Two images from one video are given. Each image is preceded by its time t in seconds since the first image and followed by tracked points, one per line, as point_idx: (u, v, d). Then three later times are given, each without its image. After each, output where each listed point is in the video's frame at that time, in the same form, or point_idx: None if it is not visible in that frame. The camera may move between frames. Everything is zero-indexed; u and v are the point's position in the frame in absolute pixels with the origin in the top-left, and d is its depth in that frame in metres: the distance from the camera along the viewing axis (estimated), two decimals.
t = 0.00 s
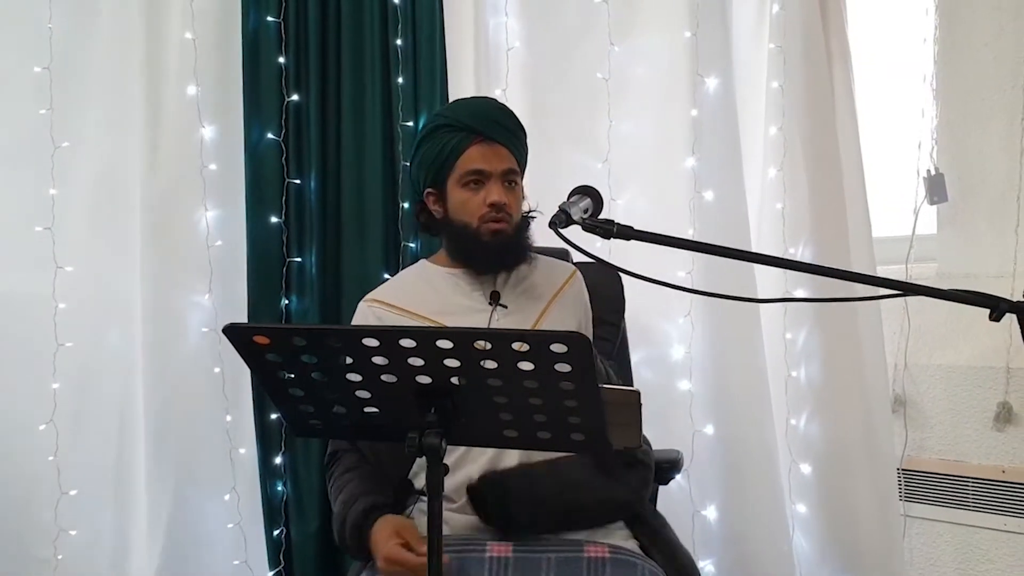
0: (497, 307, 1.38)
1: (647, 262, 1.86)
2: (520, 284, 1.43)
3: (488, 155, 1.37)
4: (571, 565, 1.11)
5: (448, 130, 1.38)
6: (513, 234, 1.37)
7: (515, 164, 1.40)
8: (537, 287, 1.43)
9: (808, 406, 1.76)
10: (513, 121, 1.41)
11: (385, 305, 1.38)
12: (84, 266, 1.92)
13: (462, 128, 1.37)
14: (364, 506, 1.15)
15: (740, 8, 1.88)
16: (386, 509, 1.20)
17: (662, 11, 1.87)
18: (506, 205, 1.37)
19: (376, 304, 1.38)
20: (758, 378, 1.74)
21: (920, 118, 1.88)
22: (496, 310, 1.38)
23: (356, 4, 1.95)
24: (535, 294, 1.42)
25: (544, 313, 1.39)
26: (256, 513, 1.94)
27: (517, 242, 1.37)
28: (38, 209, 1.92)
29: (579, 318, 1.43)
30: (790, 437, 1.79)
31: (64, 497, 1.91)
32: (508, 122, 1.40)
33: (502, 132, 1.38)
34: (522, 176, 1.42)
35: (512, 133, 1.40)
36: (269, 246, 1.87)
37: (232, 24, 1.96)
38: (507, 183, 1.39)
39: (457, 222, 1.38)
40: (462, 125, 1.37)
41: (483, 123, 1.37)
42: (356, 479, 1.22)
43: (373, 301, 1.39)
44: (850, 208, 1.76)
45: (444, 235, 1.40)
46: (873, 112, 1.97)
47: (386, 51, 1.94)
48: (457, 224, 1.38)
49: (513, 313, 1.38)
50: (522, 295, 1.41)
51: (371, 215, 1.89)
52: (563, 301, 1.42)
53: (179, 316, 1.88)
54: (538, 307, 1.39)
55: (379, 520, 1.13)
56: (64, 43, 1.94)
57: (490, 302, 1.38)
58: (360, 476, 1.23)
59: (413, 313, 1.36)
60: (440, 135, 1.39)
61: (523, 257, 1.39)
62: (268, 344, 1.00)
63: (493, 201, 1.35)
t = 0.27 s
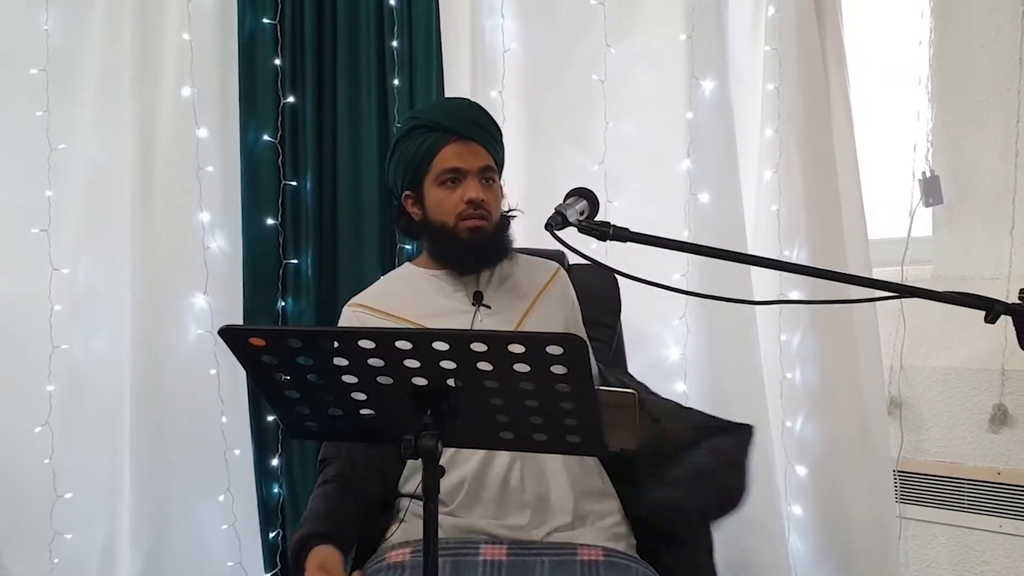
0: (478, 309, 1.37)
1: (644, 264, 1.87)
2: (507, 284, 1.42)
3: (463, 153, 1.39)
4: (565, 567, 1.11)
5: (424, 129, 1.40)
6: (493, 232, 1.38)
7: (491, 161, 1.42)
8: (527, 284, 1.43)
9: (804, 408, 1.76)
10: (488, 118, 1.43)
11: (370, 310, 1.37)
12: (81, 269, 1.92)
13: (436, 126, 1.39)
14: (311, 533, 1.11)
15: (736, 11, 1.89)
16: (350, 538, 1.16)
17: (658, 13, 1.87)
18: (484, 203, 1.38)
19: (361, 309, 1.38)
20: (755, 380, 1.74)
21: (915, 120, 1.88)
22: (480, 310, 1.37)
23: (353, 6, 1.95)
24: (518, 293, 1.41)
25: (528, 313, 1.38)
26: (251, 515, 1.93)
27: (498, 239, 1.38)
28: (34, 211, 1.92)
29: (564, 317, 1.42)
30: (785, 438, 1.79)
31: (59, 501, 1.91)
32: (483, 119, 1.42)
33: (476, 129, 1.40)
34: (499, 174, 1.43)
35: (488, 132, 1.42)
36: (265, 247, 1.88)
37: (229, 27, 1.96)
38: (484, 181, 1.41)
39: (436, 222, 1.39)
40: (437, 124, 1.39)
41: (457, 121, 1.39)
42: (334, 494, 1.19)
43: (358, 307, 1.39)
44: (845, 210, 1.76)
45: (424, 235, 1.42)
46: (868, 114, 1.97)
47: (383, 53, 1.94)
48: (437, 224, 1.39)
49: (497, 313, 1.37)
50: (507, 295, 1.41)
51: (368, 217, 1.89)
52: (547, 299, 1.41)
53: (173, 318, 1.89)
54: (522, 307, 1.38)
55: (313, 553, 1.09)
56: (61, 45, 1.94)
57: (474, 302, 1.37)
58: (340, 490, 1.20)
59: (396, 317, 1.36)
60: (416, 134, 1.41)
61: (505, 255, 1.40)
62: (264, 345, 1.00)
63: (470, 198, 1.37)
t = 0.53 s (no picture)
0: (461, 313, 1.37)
1: (640, 267, 1.87)
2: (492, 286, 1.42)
3: (434, 160, 1.42)
4: (560, 569, 1.11)
5: (394, 138, 1.44)
6: (467, 236, 1.41)
7: (461, 167, 1.46)
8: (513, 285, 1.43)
9: (799, 410, 1.76)
10: (458, 125, 1.47)
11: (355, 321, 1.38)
12: (74, 270, 1.92)
13: (406, 134, 1.43)
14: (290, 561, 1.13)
15: (732, 13, 1.89)
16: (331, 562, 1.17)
17: (654, 15, 1.87)
18: (456, 208, 1.41)
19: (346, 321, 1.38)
20: (750, 382, 1.75)
21: (912, 122, 1.88)
22: (462, 315, 1.37)
23: (349, 8, 1.95)
24: (499, 294, 1.41)
25: (510, 313, 1.37)
26: (247, 517, 1.93)
27: (472, 243, 1.41)
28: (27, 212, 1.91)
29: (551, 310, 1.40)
30: (781, 440, 1.80)
31: (48, 507, 1.90)
32: (453, 125, 1.46)
33: (446, 136, 1.44)
34: (470, 179, 1.47)
35: (458, 138, 1.46)
36: (262, 249, 1.88)
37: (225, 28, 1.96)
38: (456, 187, 1.45)
39: (411, 230, 1.42)
40: (407, 132, 1.42)
41: (426, 129, 1.42)
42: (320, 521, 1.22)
43: (344, 319, 1.39)
44: (841, 212, 1.76)
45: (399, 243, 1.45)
46: (865, 116, 1.97)
47: (379, 55, 1.94)
48: (412, 232, 1.42)
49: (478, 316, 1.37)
50: (490, 297, 1.41)
51: (363, 219, 1.89)
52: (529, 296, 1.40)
53: (169, 321, 1.88)
54: (503, 308, 1.37)
55: None
56: (54, 46, 1.94)
57: (455, 307, 1.37)
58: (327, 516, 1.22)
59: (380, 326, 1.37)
60: (386, 143, 1.44)
61: (480, 259, 1.43)
62: (260, 347, 0.99)
63: (442, 205, 1.40)
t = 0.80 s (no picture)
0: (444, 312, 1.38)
1: (634, 268, 1.87)
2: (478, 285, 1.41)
3: (411, 168, 1.41)
4: (552, 570, 1.12)
5: (370, 147, 1.43)
6: (446, 244, 1.40)
7: (439, 174, 1.44)
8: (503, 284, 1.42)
9: (795, 413, 1.76)
10: (434, 132, 1.46)
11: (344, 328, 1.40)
12: (65, 272, 1.91)
13: (382, 143, 1.41)
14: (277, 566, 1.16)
15: (727, 16, 1.89)
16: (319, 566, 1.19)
17: (650, 18, 1.87)
18: (435, 216, 1.40)
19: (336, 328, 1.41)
20: (747, 384, 1.74)
21: (906, 124, 1.87)
22: (443, 318, 1.38)
23: (346, 10, 1.95)
24: (482, 292, 1.39)
25: (492, 310, 1.36)
26: (242, 520, 1.92)
27: (452, 250, 1.39)
28: (19, 213, 1.91)
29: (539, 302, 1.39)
30: (776, 442, 1.80)
31: (35, 512, 1.89)
32: (429, 132, 1.44)
33: (421, 143, 1.42)
34: (448, 186, 1.45)
35: (435, 145, 1.44)
36: (257, 251, 1.88)
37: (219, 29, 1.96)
38: (434, 195, 1.43)
39: (389, 239, 1.41)
40: (382, 141, 1.41)
41: (402, 137, 1.41)
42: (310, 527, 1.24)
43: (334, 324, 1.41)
44: (837, 214, 1.76)
45: (379, 253, 1.44)
46: (858, 118, 1.96)
47: (374, 57, 1.93)
48: (390, 241, 1.41)
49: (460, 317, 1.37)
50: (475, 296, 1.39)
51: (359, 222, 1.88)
52: (513, 290, 1.39)
53: (165, 323, 1.88)
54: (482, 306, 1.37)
55: None
56: (47, 46, 1.93)
57: (434, 311, 1.39)
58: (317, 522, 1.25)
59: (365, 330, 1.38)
60: (362, 152, 1.43)
61: (462, 264, 1.42)
62: (256, 349, 0.99)
63: (420, 213, 1.39)
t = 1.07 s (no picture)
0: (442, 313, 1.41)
1: (632, 270, 1.87)
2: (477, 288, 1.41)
3: (408, 174, 1.42)
4: (548, 571, 1.12)
5: (367, 153, 1.43)
6: (443, 250, 1.40)
7: (436, 180, 1.45)
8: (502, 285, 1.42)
9: (793, 415, 1.76)
10: (431, 137, 1.46)
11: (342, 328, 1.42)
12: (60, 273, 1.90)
13: (379, 149, 1.42)
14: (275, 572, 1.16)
15: (724, 17, 1.89)
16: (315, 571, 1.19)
17: (647, 20, 1.87)
18: (431, 223, 1.40)
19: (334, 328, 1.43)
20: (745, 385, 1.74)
21: (904, 127, 1.88)
22: (440, 320, 1.40)
23: (342, 10, 1.94)
24: (480, 295, 1.41)
25: (491, 313, 1.38)
26: (240, 520, 1.92)
27: (448, 257, 1.40)
28: (16, 214, 1.91)
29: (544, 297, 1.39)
30: (774, 444, 1.80)
31: (27, 516, 1.88)
32: (425, 137, 1.45)
33: (419, 149, 1.43)
34: (446, 192, 1.46)
35: (432, 151, 1.45)
36: (255, 252, 1.88)
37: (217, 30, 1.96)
38: (432, 202, 1.44)
39: (387, 245, 1.42)
40: (379, 146, 1.42)
41: (399, 143, 1.41)
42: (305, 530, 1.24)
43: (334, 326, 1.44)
44: (834, 216, 1.76)
45: (377, 259, 1.45)
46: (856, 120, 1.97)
47: (372, 58, 1.94)
48: (388, 247, 1.42)
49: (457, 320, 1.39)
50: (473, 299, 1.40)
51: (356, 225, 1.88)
52: (513, 292, 1.40)
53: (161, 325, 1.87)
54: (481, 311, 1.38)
55: None
56: (44, 46, 1.93)
57: (432, 315, 1.40)
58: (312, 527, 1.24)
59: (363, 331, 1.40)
60: (360, 157, 1.44)
61: (459, 272, 1.43)
62: (253, 351, 0.99)
63: (418, 220, 1.40)
